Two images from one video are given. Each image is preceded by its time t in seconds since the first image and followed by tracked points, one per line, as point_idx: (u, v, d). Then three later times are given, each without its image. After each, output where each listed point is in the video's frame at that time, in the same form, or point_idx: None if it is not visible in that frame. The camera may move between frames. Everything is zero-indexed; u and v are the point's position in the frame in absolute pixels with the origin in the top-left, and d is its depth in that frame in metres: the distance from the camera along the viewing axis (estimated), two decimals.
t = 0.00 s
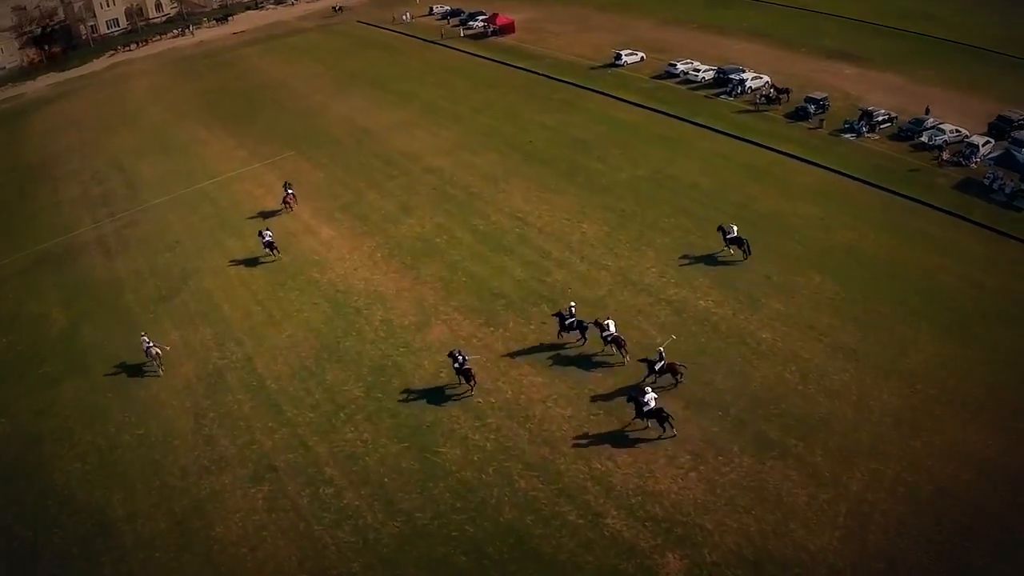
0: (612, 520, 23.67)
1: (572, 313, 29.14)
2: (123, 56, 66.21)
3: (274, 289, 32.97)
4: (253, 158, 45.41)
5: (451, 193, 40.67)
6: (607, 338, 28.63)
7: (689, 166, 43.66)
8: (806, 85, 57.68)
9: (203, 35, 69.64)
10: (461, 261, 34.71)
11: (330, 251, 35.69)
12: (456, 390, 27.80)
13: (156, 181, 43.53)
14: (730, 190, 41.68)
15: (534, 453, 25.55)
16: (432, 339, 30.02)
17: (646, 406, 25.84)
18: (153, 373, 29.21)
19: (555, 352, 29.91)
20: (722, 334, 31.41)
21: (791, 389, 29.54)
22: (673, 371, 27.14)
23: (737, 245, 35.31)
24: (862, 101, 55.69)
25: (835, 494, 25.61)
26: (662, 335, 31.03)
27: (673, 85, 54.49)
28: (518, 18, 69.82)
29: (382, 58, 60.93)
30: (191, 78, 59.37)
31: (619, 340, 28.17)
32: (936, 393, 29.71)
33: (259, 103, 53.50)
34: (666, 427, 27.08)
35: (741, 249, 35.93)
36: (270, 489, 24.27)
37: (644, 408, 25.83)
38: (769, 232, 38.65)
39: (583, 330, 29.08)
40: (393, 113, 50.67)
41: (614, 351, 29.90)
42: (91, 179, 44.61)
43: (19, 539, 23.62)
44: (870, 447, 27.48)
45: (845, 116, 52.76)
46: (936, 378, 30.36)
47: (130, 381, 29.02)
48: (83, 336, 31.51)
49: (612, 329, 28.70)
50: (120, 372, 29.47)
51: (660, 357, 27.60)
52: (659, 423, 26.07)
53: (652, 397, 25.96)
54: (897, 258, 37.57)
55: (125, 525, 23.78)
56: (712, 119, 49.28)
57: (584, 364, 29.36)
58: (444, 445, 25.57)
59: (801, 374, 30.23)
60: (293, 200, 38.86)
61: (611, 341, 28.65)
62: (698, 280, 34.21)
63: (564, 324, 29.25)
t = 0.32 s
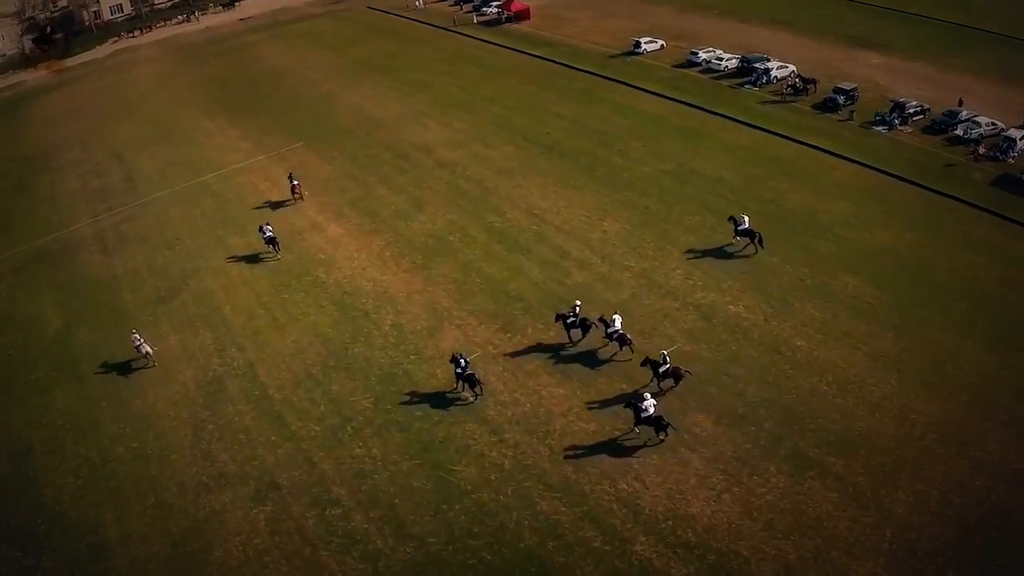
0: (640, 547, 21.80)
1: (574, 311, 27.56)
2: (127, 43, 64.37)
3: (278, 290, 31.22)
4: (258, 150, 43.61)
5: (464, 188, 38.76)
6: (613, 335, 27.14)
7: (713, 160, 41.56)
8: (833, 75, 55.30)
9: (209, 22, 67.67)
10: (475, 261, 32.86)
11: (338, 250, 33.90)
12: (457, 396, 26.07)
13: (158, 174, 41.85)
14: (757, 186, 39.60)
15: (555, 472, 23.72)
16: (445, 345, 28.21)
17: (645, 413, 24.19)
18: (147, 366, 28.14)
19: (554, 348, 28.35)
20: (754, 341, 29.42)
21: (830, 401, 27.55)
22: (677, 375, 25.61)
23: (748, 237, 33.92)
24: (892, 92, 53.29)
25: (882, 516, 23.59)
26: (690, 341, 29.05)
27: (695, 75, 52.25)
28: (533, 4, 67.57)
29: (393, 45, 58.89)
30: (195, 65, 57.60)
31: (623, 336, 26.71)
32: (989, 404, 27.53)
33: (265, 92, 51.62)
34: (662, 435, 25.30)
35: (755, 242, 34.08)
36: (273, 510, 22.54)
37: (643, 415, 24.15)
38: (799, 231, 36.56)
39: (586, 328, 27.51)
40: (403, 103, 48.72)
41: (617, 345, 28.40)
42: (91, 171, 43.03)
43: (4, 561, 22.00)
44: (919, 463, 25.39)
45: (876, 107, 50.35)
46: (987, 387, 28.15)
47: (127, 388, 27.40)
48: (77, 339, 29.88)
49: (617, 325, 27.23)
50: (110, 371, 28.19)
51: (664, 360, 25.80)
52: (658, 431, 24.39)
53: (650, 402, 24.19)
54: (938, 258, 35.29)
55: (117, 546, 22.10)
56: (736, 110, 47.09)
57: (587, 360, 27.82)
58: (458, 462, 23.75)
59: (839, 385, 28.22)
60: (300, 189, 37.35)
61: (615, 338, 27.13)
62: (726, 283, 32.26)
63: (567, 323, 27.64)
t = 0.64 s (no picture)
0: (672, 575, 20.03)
1: (575, 308, 26.01)
2: (129, 29, 62.59)
3: (282, 291, 29.58)
4: (262, 141, 41.92)
5: (477, 182, 36.97)
6: (617, 331, 25.73)
7: (738, 153, 39.64)
8: (860, 64, 53.04)
9: (214, 7, 65.78)
10: (489, 261, 31.14)
11: (345, 248, 32.21)
12: (461, 398, 24.72)
13: (159, 165, 40.26)
14: (785, 181, 37.67)
15: (576, 492, 21.97)
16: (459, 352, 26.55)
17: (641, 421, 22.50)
18: (132, 364, 26.94)
19: (555, 347, 26.91)
20: (787, 348, 27.59)
21: (871, 413, 25.64)
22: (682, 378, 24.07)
23: (760, 227, 32.46)
24: (922, 81, 51.03)
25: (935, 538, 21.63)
26: (719, 348, 27.21)
27: (716, 63, 50.14)
28: None
29: (402, 31, 56.99)
30: (199, 52, 55.82)
31: (628, 333, 25.33)
32: None
33: (270, 80, 49.84)
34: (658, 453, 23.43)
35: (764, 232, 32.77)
36: (276, 532, 20.95)
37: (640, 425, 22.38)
38: (830, 228, 34.59)
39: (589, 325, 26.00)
40: (413, 92, 46.89)
41: (620, 342, 27.05)
42: (89, 162, 41.51)
43: None
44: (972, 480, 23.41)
45: (907, 97, 48.11)
46: None
47: (122, 395, 25.85)
48: (71, 341, 28.36)
49: (621, 321, 25.81)
50: (95, 370, 26.96)
51: (670, 365, 24.22)
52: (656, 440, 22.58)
53: (649, 410, 22.46)
54: (980, 256, 33.15)
55: (108, 569, 20.52)
56: (759, 100, 45.09)
57: (588, 358, 26.45)
58: (473, 480, 22.07)
59: (881, 396, 26.31)
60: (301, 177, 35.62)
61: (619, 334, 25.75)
62: (756, 285, 30.39)
63: (569, 319, 26.16)
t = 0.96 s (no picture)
0: None
1: (580, 305, 24.89)
2: (133, 15, 60.99)
3: (285, 294, 28.09)
4: (266, 133, 40.33)
5: (489, 177, 35.31)
6: (620, 330, 24.52)
7: (764, 147, 37.80)
8: (888, 55, 50.86)
9: None
10: (502, 263, 29.53)
11: (350, 248, 30.64)
12: (459, 403, 23.40)
13: (159, 158, 38.77)
14: (815, 176, 35.84)
15: (599, 516, 20.39)
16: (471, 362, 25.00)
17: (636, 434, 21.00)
18: (119, 366, 25.85)
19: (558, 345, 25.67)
20: (821, 358, 25.88)
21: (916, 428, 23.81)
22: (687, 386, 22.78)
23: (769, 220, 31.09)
24: (954, 72, 48.78)
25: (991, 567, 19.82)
26: (748, 358, 25.54)
27: (738, 52, 48.17)
28: None
29: (412, 18, 55.15)
30: (203, 40, 54.14)
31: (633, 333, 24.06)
32: None
33: (276, 69, 48.18)
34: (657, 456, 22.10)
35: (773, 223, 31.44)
36: (275, 558, 19.44)
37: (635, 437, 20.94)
38: (863, 226, 32.66)
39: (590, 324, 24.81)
40: (423, 82, 45.16)
41: (623, 342, 25.81)
42: (87, 155, 40.03)
43: None
44: None
45: (939, 88, 45.88)
46: None
47: (116, 405, 24.48)
48: (64, 347, 26.99)
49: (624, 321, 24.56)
50: (82, 369, 25.95)
51: (675, 373, 22.86)
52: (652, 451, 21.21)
53: (643, 422, 20.99)
54: None
55: None
56: (784, 91, 43.15)
57: (593, 357, 25.20)
58: (487, 502, 20.55)
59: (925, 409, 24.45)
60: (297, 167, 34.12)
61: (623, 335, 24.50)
62: (786, 290, 28.68)
63: (574, 314, 25.06)
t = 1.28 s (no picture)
0: None
1: (586, 299, 23.73)
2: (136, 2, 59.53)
3: (287, 297, 26.70)
4: (270, 125, 38.87)
5: (501, 172, 33.76)
6: (622, 331, 23.25)
7: (789, 142, 36.08)
8: (916, 45, 48.80)
9: None
10: (515, 264, 28.02)
11: (356, 247, 29.19)
12: (460, 409, 22.29)
13: (159, 150, 37.39)
14: (844, 173, 34.13)
15: (620, 542, 18.82)
16: (483, 373, 23.56)
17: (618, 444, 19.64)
18: (103, 367, 24.83)
19: (565, 343, 24.63)
20: (855, 369, 24.26)
21: (964, 442, 21.95)
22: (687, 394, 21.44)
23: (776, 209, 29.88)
24: (986, 63, 46.63)
25: None
26: (778, 369, 23.96)
27: (760, 41, 46.32)
28: None
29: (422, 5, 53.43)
30: (207, 28, 52.51)
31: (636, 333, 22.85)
32: None
33: (280, 57, 46.64)
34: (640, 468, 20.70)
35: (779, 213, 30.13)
36: None
37: (620, 447, 19.55)
38: (894, 226, 30.91)
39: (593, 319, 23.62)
40: (432, 71, 43.54)
41: (621, 343, 24.63)
42: (84, 147, 38.65)
43: None
44: None
45: (971, 79, 43.80)
46: None
47: (108, 414, 23.21)
48: (55, 351, 25.69)
49: (626, 321, 23.35)
50: (66, 369, 24.96)
51: (674, 382, 21.50)
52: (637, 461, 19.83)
53: (631, 429, 19.54)
54: None
55: None
56: (809, 83, 41.35)
57: (588, 359, 24.00)
58: (500, 527, 19.08)
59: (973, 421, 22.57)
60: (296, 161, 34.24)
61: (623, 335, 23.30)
62: (816, 295, 27.05)
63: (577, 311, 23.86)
